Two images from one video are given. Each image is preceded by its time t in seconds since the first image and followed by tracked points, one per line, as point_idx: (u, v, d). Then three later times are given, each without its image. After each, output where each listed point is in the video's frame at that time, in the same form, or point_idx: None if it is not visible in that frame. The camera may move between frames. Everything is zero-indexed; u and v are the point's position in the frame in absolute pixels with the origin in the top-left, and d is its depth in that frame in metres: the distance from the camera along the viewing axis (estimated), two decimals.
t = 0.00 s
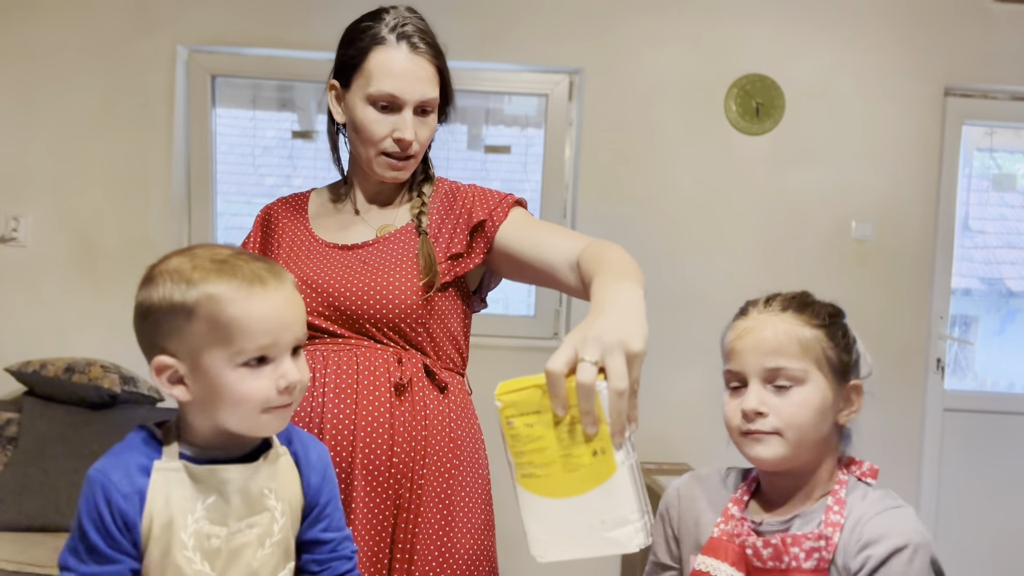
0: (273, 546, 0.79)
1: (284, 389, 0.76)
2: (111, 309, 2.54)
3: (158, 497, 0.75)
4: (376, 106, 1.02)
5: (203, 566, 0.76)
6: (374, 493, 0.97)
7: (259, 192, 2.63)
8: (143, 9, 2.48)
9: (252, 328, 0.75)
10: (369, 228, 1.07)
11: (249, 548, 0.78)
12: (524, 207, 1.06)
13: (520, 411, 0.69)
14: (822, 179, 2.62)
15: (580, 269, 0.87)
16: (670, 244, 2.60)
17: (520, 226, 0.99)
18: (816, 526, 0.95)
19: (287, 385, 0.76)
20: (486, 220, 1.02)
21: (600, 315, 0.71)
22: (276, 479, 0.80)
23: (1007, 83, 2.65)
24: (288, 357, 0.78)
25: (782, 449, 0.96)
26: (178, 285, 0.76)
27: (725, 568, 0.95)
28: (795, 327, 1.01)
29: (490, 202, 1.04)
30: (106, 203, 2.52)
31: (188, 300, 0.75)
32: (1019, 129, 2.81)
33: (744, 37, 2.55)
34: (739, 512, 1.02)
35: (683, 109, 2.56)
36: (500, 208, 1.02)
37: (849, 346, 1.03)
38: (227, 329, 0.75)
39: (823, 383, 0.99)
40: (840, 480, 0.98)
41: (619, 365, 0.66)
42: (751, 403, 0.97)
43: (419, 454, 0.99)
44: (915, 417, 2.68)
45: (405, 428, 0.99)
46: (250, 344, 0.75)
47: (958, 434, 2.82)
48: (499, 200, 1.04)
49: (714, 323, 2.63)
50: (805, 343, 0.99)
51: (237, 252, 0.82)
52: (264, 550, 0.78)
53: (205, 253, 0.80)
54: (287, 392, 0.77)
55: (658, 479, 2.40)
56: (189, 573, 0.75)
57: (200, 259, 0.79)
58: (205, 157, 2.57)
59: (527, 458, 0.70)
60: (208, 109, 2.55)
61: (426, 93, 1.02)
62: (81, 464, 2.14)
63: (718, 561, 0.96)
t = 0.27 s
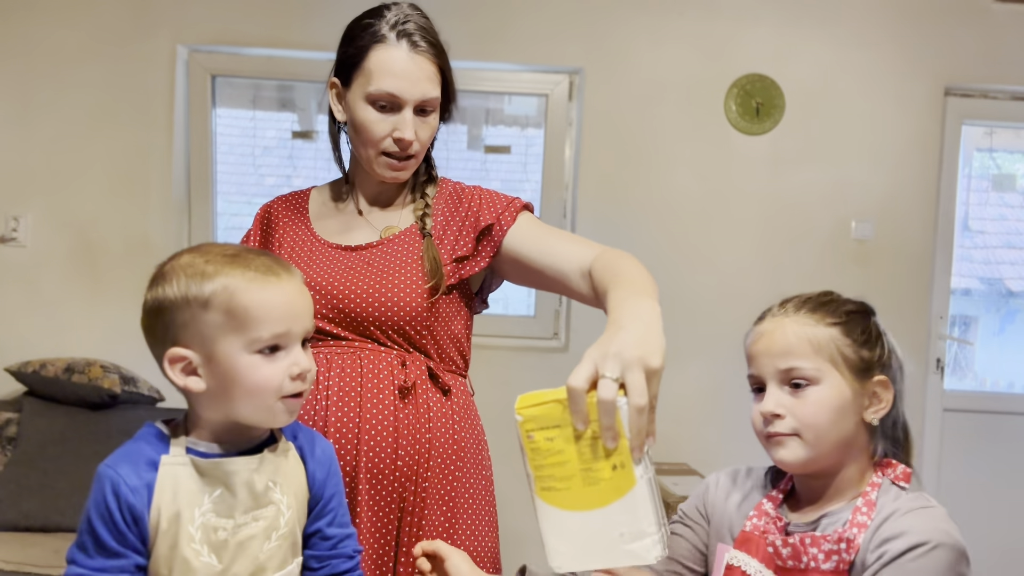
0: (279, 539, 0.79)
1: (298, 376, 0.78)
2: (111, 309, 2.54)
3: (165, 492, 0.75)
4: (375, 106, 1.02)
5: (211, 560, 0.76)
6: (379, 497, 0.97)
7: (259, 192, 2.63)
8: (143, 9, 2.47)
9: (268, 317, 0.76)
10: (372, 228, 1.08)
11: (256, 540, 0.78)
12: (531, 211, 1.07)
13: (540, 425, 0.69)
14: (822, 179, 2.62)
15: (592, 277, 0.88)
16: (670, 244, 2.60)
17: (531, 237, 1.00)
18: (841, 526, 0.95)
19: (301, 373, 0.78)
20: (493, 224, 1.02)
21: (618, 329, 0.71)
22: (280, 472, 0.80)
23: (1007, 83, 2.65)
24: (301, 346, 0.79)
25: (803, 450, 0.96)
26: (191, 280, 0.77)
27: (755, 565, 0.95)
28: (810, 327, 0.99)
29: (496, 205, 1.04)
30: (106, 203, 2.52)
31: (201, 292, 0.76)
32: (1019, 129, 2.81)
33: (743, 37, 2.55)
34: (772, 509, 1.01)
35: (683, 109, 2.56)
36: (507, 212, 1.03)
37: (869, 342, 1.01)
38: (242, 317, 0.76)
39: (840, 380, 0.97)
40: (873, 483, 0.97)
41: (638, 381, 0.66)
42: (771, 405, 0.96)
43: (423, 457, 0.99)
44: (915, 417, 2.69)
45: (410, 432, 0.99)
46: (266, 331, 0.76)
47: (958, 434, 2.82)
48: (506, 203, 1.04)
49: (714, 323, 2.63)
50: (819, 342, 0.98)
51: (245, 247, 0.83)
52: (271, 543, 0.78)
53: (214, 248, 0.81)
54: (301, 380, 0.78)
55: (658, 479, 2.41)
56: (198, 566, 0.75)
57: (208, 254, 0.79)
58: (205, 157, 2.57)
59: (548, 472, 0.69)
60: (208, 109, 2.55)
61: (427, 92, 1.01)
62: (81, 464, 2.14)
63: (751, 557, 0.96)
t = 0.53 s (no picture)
0: (275, 542, 0.78)
1: (296, 372, 0.77)
2: (111, 310, 2.54)
3: (158, 493, 0.76)
4: (370, 100, 1.02)
5: (204, 561, 0.76)
6: (384, 499, 0.98)
7: (259, 192, 2.63)
8: (143, 9, 2.48)
9: (265, 314, 0.77)
10: (374, 226, 1.07)
11: (250, 543, 0.78)
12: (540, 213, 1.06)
13: (557, 435, 0.67)
14: (822, 179, 2.62)
15: (604, 281, 0.87)
16: (670, 244, 2.60)
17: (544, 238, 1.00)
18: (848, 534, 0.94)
19: (300, 369, 0.77)
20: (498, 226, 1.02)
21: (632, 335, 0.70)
22: (277, 475, 0.80)
23: (1007, 83, 2.65)
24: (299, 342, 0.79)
25: (809, 449, 0.96)
26: (190, 276, 0.78)
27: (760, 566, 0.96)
28: (825, 326, 0.99)
29: (502, 207, 1.04)
30: (106, 203, 2.52)
31: (201, 288, 0.77)
32: (1019, 129, 2.81)
33: (743, 37, 2.56)
34: (779, 511, 1.02)
35: (683, 109, 2.56)
36: (516, 215, 1.02)
37: (886, 347, 1.02)
38: (241, 312, 0.76)
39: (852, 381, 0.97)
40: (879, 486, 0.97)
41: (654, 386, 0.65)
42: (778, 401, 0.96)
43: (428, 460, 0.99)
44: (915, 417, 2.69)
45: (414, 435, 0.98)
46: (265, 326, 0.77)
47: (958, 434, 2.82)
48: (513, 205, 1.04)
49: (714, 323, 2.63)
50: (834, 341, 0.98)
51: (243, 247, 0.83)
52: (267, 546, 0.78)
53: (211, 247, 0.82)
54: (298, 376, 0.78)
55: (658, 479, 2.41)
56: (191, 567, 0.75)
57: (205, 253, 0.80)
58: (205, 157, 2.57)
59: (567, 481, 0.68)
60: (208, 109, 2.55)
61: (422, 86, 1.01)
62: (81, 464, 2.14)
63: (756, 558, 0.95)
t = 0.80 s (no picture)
0: (277, 537, 0.78)
1: (304, 369, 0.78)
2: (111, 309, 2.54)
3: (162, 484, 0.76)
4: (366, 100, 1.02)
5: (206, 555, 0.76)
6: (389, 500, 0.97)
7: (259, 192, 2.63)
8: (143, 9, 2.48)
9: (274, 313, 0.77)
10: (377, 225, 1.07)
11: (252, 538, 0.77)
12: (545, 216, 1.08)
13: (571, 439, 0.69)
14: (822, 179, 2.62)
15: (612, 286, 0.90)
16: (670, 244, 2.60)
17: (551, 244, 1.01)
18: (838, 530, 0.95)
19: (307, 366, 0.78)
20: (505, 229, 1.03)
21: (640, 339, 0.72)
22: (280, 470, 0.81)
23: (1007, 84, 2.65)
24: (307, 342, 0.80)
25: (804, 451, 0.96)
26: (200, 276, 0.78)
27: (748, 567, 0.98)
28: (826, 328, 0.98)
29: (508, 209, 1.05)
30: (106, 203, 2.52)
31: (210, 287, 0.77)
32: (1019, 129, 2.81)
33: (743, 37, 2.56)
34: (767, 512, 1.03)
35: (682, 109, 2.56)
36: (522, 217, 1.04)
37: (887, 350, 1.01)
38: (250, 310, 0.77)
39: (850, 385, 0.96)
40: (872, 485, 0.97)
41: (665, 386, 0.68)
42: (775, 403, 0.96)
43: (433, 461, 0.99)
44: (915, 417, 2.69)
45: (420, 436, 0.99)
46: (274, 324, 0.77)
47: (958, 434, 2.82)
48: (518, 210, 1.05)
49: (714, 323, 2.63)
50: (834, 343, 0.97)
51: (250, 247, 0.84)
52: (269, 541, 0.78)
53: (217, 248, 0.82)
54: (306, 373, 0.78)
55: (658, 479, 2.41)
56: (193, 560, 0.75)
57: (214, 253, 0.81)
58: (205, 157, 2.57)
59: (583, 485, 0.69)
60: (208, 109, 2.55)
61: (417, 87, 1.01)
62: (81, 464, 2.14)
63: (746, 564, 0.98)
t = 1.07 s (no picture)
0: (275, 531, 0.78)
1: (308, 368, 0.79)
2: (111, 309, 2.54)
3: (162, 477, 0.76)
4: (373, 98, 1.02)
5: (205, 547, 0.76)
6: (393, 502, 0.98)
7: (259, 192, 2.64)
8: (144, 9, 2.48)
9: (280, 314, 0.77)
10: (382, 224, 1.07)
11: (250, 531, 0.77)
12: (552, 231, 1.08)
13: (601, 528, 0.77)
14: (822, 179, 2.62)
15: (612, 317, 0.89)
16: (670, 244, 2.60)
17: (562, 262, 1.01)
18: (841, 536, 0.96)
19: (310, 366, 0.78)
20: (512, 239, 1.04)
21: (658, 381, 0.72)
22: (277, 464, 0.81)
23: (1007, 84, 2.65)
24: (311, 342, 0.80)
25: (800, 469, 0.96)
26: (210, 273, 0.78)
27: (744, 571, 0.99)
28: (832, 348, 0.97)
29: (515, 219, 1.05)
30: (106, 203, 2.52)
31: (220, 286, 0.77)
32: (1019, 129, 2.81)
33: (743, 37, 2.56)
34: (755, 512, 1.03)
35: (682, 109, 2.56)
36: (529, 230, 1.04)
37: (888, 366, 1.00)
38: (257, 311, 0.77)
39: (852, 408, 0.97)
40: (862, 485, 0.99)
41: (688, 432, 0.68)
42: (775, 424, 0.96)
43: (436, 462, 1.00)
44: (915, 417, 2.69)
45: (424, 438, 0.99)
46: (280, 324, 0.77)
47: (958, 434, 2.82)
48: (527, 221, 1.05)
49: (714, 323, 2.63)
50: (839, 365, 0.97)
51: (257, 247, 0.83)
52: (267, 534, 0.78)
53: (227, 247, 0.82)
54: (309, 373, 0.79)
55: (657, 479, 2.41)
56: (192, 553, 0.75)
57: (224, 252, 0.81)
58: (205, 157, 2.57)
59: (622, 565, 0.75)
60: (208, 109, 2.56)
61: (422, 88, 1.01)
62: (81, 463, 2.14)
63: (734, 565, 0.99)
